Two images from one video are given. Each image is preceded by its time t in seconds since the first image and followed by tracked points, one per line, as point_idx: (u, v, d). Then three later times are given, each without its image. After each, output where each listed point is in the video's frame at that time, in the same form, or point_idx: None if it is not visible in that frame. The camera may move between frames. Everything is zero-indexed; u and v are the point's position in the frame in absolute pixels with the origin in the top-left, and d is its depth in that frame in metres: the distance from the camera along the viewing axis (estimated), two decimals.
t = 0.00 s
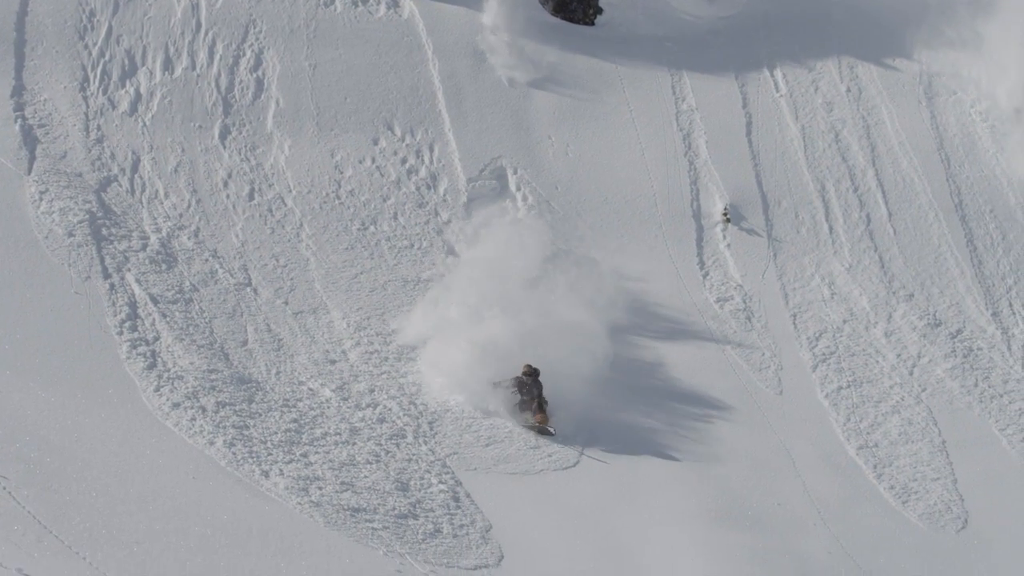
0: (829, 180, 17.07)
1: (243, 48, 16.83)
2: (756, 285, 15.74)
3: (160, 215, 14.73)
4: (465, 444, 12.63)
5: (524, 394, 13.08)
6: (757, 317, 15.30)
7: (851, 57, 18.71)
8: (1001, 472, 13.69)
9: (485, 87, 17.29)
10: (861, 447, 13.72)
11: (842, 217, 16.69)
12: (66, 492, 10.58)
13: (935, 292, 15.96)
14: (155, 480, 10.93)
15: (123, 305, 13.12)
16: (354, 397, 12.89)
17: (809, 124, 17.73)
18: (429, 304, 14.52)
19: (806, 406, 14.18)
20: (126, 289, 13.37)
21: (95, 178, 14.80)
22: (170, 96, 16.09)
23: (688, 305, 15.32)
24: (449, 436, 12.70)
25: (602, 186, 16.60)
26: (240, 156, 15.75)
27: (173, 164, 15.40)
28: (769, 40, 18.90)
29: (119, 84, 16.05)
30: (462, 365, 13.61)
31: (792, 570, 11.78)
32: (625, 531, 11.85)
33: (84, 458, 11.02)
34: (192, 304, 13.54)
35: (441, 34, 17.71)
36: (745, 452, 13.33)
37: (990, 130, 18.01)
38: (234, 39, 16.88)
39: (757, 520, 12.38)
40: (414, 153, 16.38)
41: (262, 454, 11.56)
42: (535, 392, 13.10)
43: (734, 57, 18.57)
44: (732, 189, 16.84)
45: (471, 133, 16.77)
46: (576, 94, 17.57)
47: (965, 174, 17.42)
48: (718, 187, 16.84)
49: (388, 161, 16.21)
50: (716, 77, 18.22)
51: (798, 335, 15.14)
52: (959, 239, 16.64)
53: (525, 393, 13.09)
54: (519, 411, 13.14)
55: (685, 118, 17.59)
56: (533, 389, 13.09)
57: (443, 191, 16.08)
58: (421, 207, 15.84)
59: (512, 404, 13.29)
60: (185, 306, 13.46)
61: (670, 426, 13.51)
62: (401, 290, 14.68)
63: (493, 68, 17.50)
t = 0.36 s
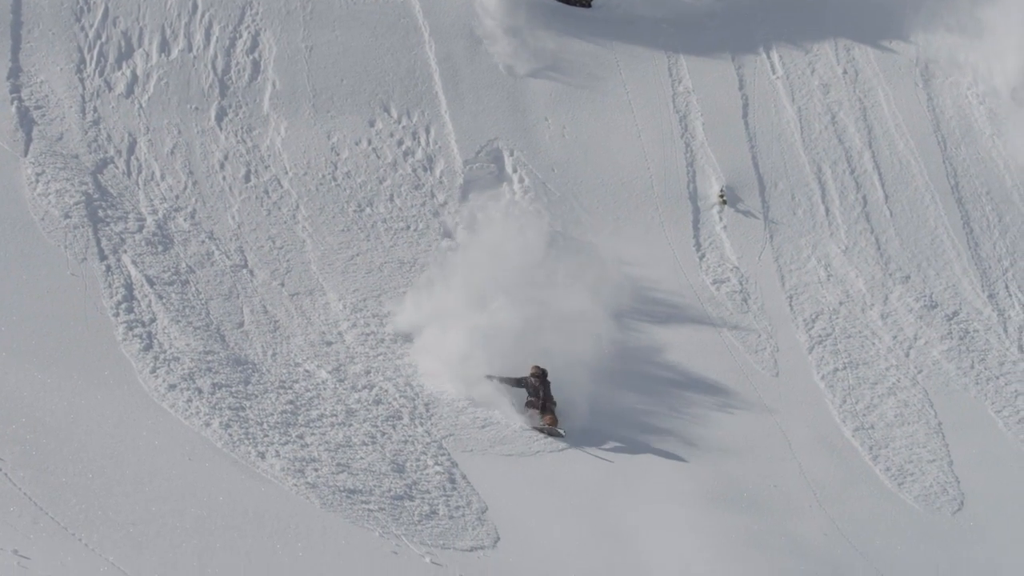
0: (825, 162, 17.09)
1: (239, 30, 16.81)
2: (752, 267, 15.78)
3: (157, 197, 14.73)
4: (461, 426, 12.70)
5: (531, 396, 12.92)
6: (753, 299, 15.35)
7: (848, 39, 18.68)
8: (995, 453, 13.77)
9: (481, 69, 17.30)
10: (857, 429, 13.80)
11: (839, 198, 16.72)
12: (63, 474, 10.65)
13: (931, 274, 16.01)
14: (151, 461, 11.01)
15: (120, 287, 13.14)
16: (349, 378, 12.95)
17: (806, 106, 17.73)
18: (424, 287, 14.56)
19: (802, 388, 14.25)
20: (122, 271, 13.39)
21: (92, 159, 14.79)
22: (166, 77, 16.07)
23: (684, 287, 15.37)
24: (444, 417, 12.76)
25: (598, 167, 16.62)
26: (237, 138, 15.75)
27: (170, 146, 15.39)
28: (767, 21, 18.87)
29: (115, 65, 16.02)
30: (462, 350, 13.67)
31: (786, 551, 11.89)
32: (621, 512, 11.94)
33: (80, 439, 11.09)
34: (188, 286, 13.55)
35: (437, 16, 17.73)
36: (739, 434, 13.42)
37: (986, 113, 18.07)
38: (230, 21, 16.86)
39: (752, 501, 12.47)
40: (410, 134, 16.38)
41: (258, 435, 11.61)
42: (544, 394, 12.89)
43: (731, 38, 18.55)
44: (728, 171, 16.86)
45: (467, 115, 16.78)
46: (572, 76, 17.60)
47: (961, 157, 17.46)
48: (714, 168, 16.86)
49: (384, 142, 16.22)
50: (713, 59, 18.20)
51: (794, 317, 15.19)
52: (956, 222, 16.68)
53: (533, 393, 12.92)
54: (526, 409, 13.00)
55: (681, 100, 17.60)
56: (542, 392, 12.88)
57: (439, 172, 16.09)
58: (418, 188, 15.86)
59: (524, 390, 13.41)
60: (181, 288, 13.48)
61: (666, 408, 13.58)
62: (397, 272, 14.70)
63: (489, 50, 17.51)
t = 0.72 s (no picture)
0: (815, 142, 17.15)
1: (230, 8, 16.76)
2: (742, 247, 15.84)
3: (146, 175, 14.70)
4: (450, 405, 12.76)
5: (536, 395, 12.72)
6: (743, 279, 15.42)
7: (838, 19, 18.78)
8: (983, 432, 13.87)
9: (471, 48, 17.31)
10: (846, 408, 13.87)
11: (829, 177, 16.79)
12: (51, 453, 10.69)
13: (921, 254, 16.07)
14: (140, 440, 11.05)
15: (109, 265, 13.13)
16: (339, 357, 13.01)
17: (796, 86, 17.79)
18: (414, 267, 14.58)
19: (791, 368, 14.33)
20: (112, 250, 13.37)
21: (82, 138, 14.74)
22: (156, 56, 16.02)
23: (674, 266, 15.43)
24: (433, 397, 12.82)
25: (587, 147, 16.67)
26: (227, 117, 15.72)
27: (160, 125, 15.36)
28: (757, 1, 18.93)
29: (105, 45, 15.96)
30: (453, 331, 13.68)
31: (776, 531, 12.00)
32: (612, 491, 12.00)
33: (70, 418, 11.12)
34: (178, 265, 13.55)
35: None
36: (728, 413, 13.51)
37: (976, 93, 18.16)
38: None
39: (741, 481, 12.56)
40: (400, 114, 16.39)
41: (248, 414, 11.66)
42: (548, 391, 12.69)
43: (722, 18, 18.61)
44: (718, 150, 16.91)
45: (457, 95, 16.79)
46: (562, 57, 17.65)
47: (951, 136, 17.53)
48: (704, 148, 16.90)
49: (374, 121, 16.23)
50: (703, 40, 18.27)
51: (783, 297, 15.25)
52: (945, 202, 16.74)
53: (537, 390, 12.71)
54: (530, 405, 12.86)
55: (671, 80, 17.66)
56: (545, 389, 12.68)
57: (428, 151, 16.10)
58: (408, 167, 15.86)
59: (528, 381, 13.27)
60: (170, 267, 13.47)
61: (655, 388, 13.67)
62: (386, 251, 14.72)
63: (479, 30, 17.53)
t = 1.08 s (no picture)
0: (802, 122, 17.23)
1: None
2: (729, 227, 15.91)
3: (133, 155, 14.66)
4: (437, 385, 12.83)
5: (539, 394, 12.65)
6: (730, 260, 15.49)
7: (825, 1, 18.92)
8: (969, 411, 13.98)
9: (457, 29, 17.33)
10: (832, 389, 13.99)
11: (816, 157, 16.87)
12: (38, 432, 10.68)
13: (908, 235, 16.16)
14: (126, 419, 11.07)
15: (96, 245, 13.12)
16: (325, 337, 13.05)
17: (782, 67, 17.86)
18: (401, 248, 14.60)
19: (778, 349, 14.43)
20: (99, 229, 13.35)
21: (69, 118, 14.69)
22: (143, 36, 15.97)
23: (661, 247, 15.49)
24: (420, 377, 12.86)
25: (574, 128, 16.71)
26: (214, 97, 15.70)
27: (147, 105, 15.32)
28: None
29: (92, 25, 15.89)
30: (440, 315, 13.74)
31: (761, 511, 12.01)
32: (597, 471, 12.05)
33: (56, 397, 11.14)
34: (165, 245, 13.54)
35: None
36: (714, 392, 13.61)
37: (963, 74, 18.26)
38: None
39: (727, 462, 12.63)
40: (387, 94, 16.39)
41: (235, 393, 11.69)
42: (551, 389, 12.64)
43: None
44: (705, 130, 16.96)
45: (443, 75, 16.80)
46: (548, 38, 17.70)
47: (939, 117, 17.62)
48: (691, 128, 16.95)
49: (361, 101, 16.24)
50: (690, 20, 18.32)
51: (770, 278, 15.34)
52: (933, 183, 16.83)
53: (539, 388, 12.63)
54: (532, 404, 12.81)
55: (658, 60, 17.71)
56: (548, 388, 12.62)
57: (415, 131, 16.10)
58: (394, 147, 15.87)
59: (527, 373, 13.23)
60: (157, 246, 13.47)
61: (642, 368, 13.75)
62: (373, 231, 14.75)
63: (466, 10, 17.54)
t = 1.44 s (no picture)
0: (788, 101, 17.29)
1: None
2: (716, 207, 15.99)
3: (119, 134, 14.60)
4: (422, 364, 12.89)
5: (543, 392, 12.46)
6: (717, 239, 15.58)
7: None
8: (952, 389, 14.15)
9: (444, 8, 17.29)
10: (817, 367, 14.12)
11: (802, 137, 16.95)
12: (24, 410, 10.67)
13: (894, 214, 16.27)
14: (112, 398, 11.09)
15: (82, 224, 13.11)
16: (311, 316, 13.08)
17: (769, 47, 17.90)
18: (387, 228, 14.61)
19: (764, 328, 14.54)
20: (85, 208, 13.33)
21: (54, 97, 14.60)
22: (129, 14, 15.86)
23: (648, 226, 15.56)
24: (405, 356, 12.91)
25: (560, 107, 16.74)
26: (200, 75, 15.63)
27: (132, 83, 15.24)
28: None
29: (76, 2, 15.73)
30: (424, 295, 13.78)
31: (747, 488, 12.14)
32: (582, 450, 12.17)
33: (42, 375, 11.15)
34: (151, 223, 13.54)
35: None
36: (699, 372, 13.73)
37: (948, 54, 18.37)
38: None
39: (712, 439, 12.76)
40: (374, 73, 16.37)
41: (221, 372, 11.76)
42: (555, 388, 12.43)
43: None
44: (692, 109, 16.99)
45: (430, 54, 16.77)
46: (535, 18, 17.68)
47: (924, 96, 17.72)
48: (677, 108, 16.99)
49: (347, 80, 16.21)
50: None
51: (757, 258, 15.43)
52: (919, 162, 16.93)
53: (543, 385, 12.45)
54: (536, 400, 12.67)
55: (645, 39, 17.71)
56: (552, 386, 12.42)
57: (402, 110, 16.09)
58: (381, 126, 15.87)
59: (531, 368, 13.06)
60: (143, 225, 13.45)
61: (628, 347, 13.85)
62: (360, 210, 14.76)
63: None
